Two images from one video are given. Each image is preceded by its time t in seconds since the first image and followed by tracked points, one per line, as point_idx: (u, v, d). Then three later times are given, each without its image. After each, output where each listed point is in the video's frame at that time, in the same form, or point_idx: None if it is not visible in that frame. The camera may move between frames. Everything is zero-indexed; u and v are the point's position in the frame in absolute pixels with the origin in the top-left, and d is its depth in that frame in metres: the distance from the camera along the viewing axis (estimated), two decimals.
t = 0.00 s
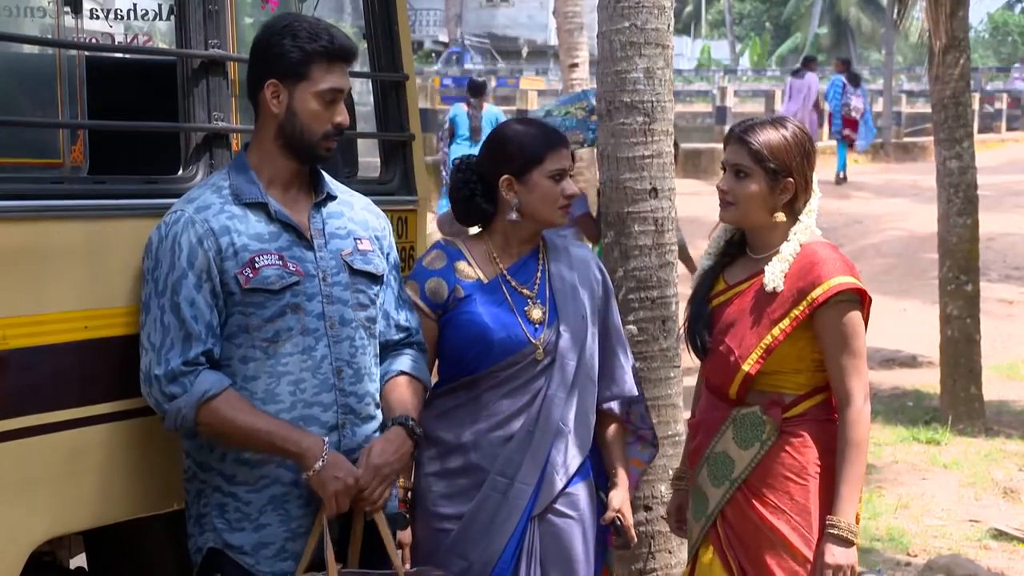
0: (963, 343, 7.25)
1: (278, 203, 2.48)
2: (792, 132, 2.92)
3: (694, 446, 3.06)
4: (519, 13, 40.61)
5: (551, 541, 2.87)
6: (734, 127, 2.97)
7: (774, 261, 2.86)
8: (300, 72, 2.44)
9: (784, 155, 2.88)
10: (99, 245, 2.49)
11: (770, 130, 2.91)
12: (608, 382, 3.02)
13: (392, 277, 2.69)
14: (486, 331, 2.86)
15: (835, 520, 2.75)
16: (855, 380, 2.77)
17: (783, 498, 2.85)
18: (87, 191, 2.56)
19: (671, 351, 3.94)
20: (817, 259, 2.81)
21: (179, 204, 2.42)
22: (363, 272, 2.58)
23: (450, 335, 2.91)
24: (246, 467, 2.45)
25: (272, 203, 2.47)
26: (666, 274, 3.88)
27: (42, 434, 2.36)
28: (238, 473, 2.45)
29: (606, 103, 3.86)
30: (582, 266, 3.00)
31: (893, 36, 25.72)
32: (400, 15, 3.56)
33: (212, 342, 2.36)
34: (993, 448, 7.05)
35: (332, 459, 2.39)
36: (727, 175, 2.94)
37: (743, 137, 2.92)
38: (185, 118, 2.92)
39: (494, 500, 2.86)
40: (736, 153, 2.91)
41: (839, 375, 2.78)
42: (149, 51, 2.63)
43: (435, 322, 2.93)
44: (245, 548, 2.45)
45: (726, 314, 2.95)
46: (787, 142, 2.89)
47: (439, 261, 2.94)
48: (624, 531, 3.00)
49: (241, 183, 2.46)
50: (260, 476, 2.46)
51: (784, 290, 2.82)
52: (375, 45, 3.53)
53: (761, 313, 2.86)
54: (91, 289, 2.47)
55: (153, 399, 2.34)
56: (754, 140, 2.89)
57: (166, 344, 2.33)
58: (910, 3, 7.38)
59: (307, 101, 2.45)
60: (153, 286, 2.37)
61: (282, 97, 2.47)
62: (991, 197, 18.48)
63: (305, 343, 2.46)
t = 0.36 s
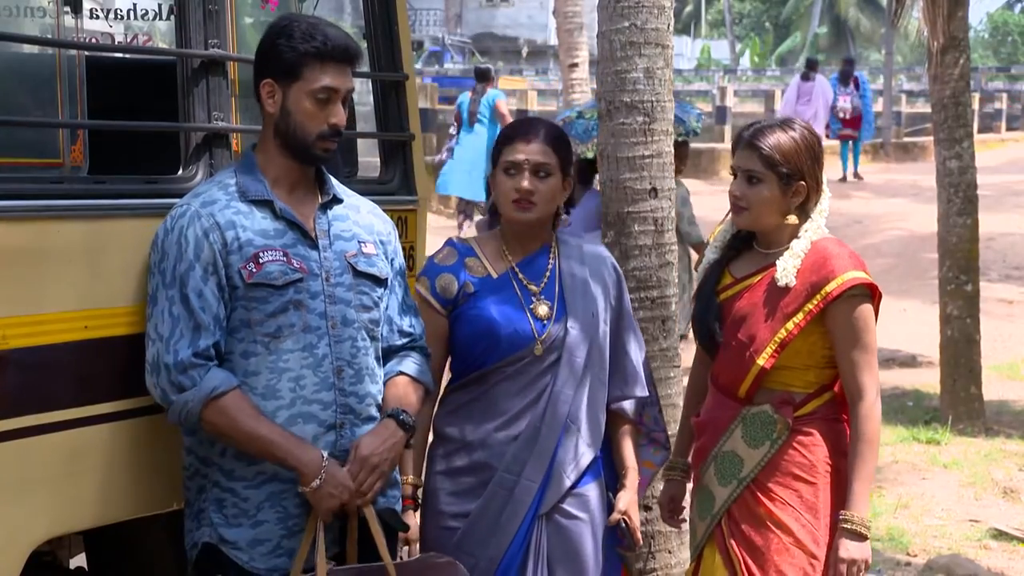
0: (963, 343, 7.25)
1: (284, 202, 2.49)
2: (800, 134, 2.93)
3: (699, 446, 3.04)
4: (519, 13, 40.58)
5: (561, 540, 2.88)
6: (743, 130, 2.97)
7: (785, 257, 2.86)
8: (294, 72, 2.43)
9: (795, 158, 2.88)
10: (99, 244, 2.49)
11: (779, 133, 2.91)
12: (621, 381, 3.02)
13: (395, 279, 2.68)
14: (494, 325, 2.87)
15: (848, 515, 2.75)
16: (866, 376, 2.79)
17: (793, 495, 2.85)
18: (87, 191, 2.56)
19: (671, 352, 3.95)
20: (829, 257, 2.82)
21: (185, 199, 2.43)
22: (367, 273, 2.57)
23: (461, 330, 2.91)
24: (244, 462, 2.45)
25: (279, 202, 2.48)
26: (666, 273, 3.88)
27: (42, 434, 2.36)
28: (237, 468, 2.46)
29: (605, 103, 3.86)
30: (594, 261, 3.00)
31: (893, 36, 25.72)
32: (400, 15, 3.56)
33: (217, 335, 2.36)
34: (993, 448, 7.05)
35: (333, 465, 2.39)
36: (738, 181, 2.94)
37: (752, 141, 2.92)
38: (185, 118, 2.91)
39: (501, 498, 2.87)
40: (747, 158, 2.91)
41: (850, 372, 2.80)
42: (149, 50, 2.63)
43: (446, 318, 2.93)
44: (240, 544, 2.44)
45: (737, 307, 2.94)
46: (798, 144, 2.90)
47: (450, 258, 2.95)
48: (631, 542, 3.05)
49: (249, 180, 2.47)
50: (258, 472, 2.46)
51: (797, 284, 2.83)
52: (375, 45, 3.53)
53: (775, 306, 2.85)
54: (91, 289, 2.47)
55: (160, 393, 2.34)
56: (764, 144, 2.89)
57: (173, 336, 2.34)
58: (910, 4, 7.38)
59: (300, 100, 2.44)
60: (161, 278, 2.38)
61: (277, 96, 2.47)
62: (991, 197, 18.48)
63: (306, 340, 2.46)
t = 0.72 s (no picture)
0: (962, 343, 7.25)
1: (297, 203, 2.49)
2: (816, 132, 2.91)
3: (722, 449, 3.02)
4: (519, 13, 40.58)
5: (569, 543, 2.87)
6: (757, 134, 2.95)
7: (811, 257, 2.86)
8: (283, 76, 2.44)
9: (813, 157, 2.87)
10: (99, 244, 2.49)
11: (795, 134, 2.89)
12: (637, 387, 2.98)
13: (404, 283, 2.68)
14: (500, 329, 2.88)
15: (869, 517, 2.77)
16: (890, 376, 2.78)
17: (821, 498, 2.84)
18: (86, 191, 2.56)
19: (671, 352, 3.97)
20: (856, 256, 2.82)
21: (201, 195, 2.43)
22: (377, 277, 2.58)
23: (471, 331, 2.93)
24: (248, 460, 2.45)
25: (291, 202, 2.48)
26: (666, 273, 3.90)
27: (41, 434, 2.36)
28: (241, 465, 2.45)
29: (605, 103, 3.86)
30: (606, 257, 2.99)
31: (893, 37, 25.72)
32: (400, 15, 3.56)
33: (225, 332, 2.35)
34: (993, 448, 7.05)
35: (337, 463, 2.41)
36: (759, 185, 2.93)
37: (767, 144, 2.91)
38: (185, 118, 2.91)
39: (504, 500, 2.87)
40: (765, 162, 2.90)
41: (876, 374, 2.79)
42: (148, 50, 2.63)
43: (457, 320, 2.97)
44: (243, 541, 2.43)
45: (762, 311, 2.92)
46: (815, 142, 2.88)
47: (459, 260, 2.97)
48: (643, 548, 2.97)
49: (262, 178, 2.48)
50: (262, 469, 2.45)
51: (825, 285, 2.82)
52: (375, 45, 3.53)
53: (804, 305, 2.84)
54: (91, 289, 2.47)
55: (166, 387, 2.34)
56: (781, 147, 2.87)
57: (182, 331, 2.33)
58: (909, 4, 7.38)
59: (289, 105, 2.45)
60: (172, 273, 2.37)
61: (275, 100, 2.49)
62: (991, 197, 18.48)
63: (312, 340, 2.46)
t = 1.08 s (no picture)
0: (960, 344, 7.25)
1: (305, 204, 2.50)
2: (838, 132, 2.85)
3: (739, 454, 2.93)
4: (516, 13, 40.53)
5: (573, 543, 2.87)
6: (781, 140, 2.85)
7: (839, 259, 2.81)
8: (274, 75, 2.47)
9: (845, 159, 2.80)
10: (97, 245, 2.49)
11: (817, 135, 2.81)
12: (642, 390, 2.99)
13: (410, 283, 2.65)
14: (502, 331, 2.88)
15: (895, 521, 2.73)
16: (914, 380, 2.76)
17: (845, 502, 2.78)
18: (83, 191, 2.56)
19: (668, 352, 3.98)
20: (882, 259, 2.78)
21: (209, 191, 2.44)
22: (378, 279, 2.55)
23: (475, 333, 2.93)
24: (246, 458, 2.45)
25: (298, 202, 2.49)
26: (662, 274, 3.90)
27: (39, 434, 2.36)
28: (240, 462, 2.45)
29: (603, 103, 3.86)
30: (615, 262, 2.99)
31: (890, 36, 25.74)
32: (397, 15, 3.56)
33: (230, 329, 2.36)
34: (990, 448, 7.06)
35: (338, 467, 2.42)
36: (788, 192, 2.83)
37: (792, 148, 2.81)
38: (182, 118, 2.91)
39: (506, 502, 2.87)
40: (797, 168, 2.80)
41: (900, 378, 2.76)
42: (145, 50, 2.65)
43: (461, 322, 2.96)
44: (237, 538, 2.43)
45: (787, 316, 2.84)
46: (839, 142, 2.82)
47: (463, 263, 2.97)
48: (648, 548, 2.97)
49: (271, 178, 2.49)
50: (259, 468, 2.45)
51: (855, 286, 2.77)
52: (372, 45, 3.52)
53: (831, 309, 2.78)
54: (90, 289, 2.47)
55: (173, 381, 2.35)
56: (814, 152, 2.78)
57: (190, 326, 2.34)
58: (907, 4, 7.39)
59: (280, 106, 2.47)
60: (180, 268, 2.38)
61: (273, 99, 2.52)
62: (988, 197, 18.49)
63: (314, 341, 2.45)
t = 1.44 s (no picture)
0: (951, 344, 7.27)
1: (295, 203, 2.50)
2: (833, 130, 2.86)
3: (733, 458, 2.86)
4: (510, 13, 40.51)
5: (560, 542, 2.88)
6: (786, 140, 2.82)
7: (842, 258, 2.82)
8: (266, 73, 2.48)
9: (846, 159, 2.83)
10: (89, 245, 2.49)
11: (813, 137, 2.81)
12: (624, 386, 2.98)
13: (402, 280, 2.61)
14: (491, 330, 2.89)
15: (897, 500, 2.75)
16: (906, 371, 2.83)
17: (848, 497, 2.81)
18: (77, 191, 2.56)
19: (660, 352, 3.99)
20: (879, 258, 2.84)
21: (199, 189, 2.47)
22: (362, 278, 2.52)
23: (459, 335, 2.93)
24: (226, 455, 2.45)
25: (289, 201, 2.49)
26: (655, 274, 3.90)
27: (33, 434, 2.36)
28: (220, 459, 2.45)
29: (594, 103, 3.86)
30: (591, 266, 3.00)
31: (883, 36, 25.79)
32: (388, 15, 3.56)
33: (217, 321, 2.36)
34: (981, 448, 7.07)
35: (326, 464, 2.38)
36: (795, 194, 2.81)
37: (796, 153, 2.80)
38: (174, 118, 2.91)
39: (495, 501, 2.88)
40: (807, 170, 2.79)
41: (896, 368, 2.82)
42: (136, 50, 2.65)
43: (446, 324, 2.94)
44: (215, 534, 2.45)
45: (792, 314, 2.81)
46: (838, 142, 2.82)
47: (448, 263, 2.97)
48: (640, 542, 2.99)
49: (264, 175, 2.50)
50: (236, 465, 2.45)
51: (861, 283, 2.80)
52: (364, 45, 3.53)
53: (837, 307, 2.79)
54: (82, 289, 2.47)
55: (166, 373, 2.37)
56: (822, 153, 2.78)
57: (179, 317, 2.36)
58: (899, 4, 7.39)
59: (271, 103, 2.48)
60: (169, 263, 2.41)
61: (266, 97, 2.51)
62: (980, 197, 18.53)
63: (298, 341, 2.45)
